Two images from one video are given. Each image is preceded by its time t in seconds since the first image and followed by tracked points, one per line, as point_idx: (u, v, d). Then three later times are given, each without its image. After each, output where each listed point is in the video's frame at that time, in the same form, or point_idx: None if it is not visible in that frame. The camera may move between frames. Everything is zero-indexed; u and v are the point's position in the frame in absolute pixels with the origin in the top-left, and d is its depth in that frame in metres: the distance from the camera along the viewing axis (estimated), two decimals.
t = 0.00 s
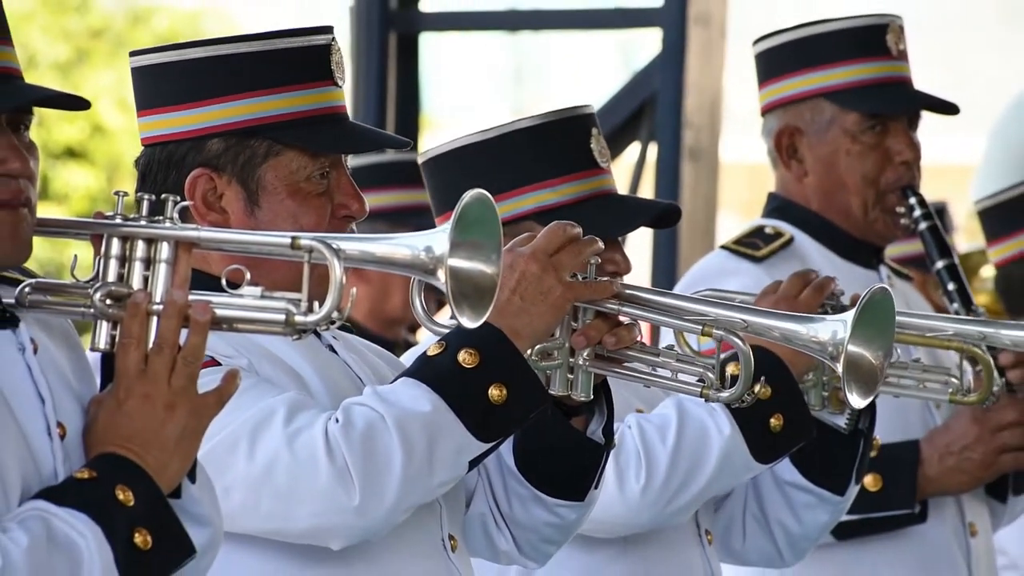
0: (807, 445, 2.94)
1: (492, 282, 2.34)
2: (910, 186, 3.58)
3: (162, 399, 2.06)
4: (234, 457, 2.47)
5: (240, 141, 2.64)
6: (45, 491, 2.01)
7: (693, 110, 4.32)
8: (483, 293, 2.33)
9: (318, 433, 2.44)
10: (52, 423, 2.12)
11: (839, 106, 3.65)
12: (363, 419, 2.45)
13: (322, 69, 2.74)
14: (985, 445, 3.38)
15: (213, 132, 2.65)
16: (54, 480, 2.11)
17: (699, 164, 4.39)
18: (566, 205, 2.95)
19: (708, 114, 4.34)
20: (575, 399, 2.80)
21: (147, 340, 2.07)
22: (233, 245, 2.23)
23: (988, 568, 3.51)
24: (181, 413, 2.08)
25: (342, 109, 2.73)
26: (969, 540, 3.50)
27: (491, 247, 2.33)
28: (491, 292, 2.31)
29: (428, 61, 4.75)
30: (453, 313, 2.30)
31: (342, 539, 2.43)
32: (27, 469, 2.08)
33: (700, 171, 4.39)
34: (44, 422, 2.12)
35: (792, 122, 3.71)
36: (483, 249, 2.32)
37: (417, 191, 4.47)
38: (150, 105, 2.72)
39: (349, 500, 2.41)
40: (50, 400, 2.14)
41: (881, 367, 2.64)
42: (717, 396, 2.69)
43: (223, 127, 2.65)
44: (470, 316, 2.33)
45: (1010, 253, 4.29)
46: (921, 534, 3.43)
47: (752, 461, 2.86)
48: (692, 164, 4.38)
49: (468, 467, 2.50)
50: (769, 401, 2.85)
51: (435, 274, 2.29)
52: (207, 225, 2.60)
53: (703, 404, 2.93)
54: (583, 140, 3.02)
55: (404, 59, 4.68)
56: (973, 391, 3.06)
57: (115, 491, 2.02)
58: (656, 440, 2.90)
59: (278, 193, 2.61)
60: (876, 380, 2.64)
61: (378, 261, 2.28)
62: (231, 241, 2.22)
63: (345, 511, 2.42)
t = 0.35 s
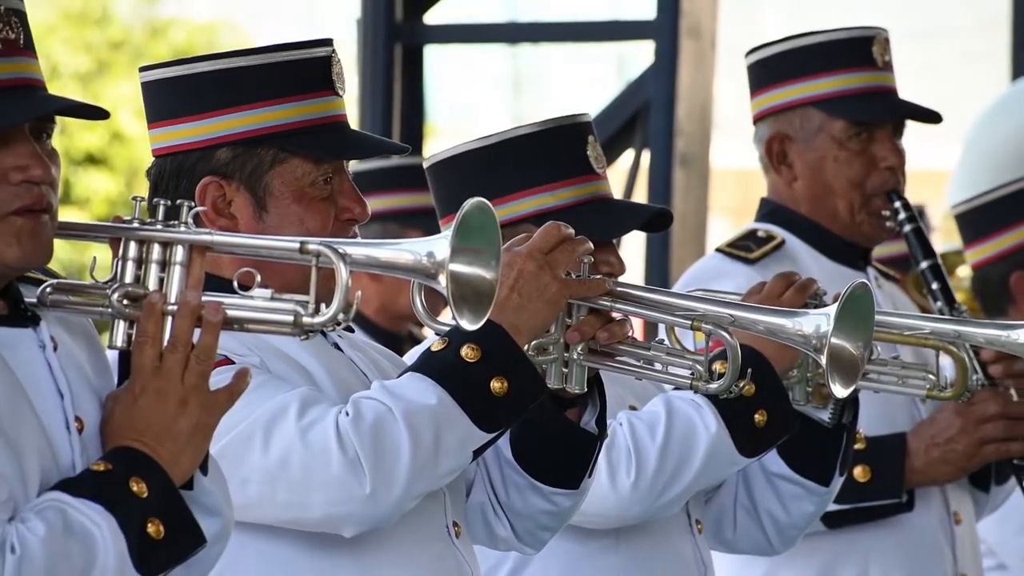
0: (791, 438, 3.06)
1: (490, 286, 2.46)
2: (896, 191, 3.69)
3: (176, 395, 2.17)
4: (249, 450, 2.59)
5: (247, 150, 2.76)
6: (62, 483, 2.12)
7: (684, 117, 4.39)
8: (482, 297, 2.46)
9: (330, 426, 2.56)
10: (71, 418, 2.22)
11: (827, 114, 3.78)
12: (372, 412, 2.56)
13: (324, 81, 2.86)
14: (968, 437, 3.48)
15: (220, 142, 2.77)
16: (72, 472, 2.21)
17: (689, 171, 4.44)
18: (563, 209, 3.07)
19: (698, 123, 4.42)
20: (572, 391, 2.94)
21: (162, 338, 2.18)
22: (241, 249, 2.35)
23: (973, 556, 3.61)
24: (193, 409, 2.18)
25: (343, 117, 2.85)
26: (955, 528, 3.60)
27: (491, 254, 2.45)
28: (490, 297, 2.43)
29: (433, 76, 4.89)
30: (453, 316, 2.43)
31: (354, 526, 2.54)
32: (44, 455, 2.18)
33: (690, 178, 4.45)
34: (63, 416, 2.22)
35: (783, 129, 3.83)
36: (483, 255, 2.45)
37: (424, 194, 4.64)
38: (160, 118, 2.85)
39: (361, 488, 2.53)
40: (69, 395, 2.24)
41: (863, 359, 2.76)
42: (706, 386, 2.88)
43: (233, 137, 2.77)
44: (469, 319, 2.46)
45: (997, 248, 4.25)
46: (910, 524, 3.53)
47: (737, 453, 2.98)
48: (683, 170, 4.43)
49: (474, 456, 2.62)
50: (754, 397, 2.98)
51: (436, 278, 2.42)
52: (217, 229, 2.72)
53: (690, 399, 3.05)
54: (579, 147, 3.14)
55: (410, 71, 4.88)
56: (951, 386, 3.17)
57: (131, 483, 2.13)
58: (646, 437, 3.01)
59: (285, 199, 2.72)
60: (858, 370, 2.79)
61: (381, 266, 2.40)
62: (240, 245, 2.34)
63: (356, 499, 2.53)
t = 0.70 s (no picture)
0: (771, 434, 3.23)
1: (488, 290, 2.63)
2: (874, 196, 3.85)
3: (192, 390, 2.31)
4: (274, 440, 2.76)
5: (273, 160, 2.94)
6: (84, 472, 2.26)
7: (674, 129, 4.74)
8: (481, 300, 2.63)
9: (349, 420, 2.73)
10: (94, 411, 2.37)
11: (810, 124, 3.96)
12: (388, 405, 2.73)
13: (346, 96, 3.04)
14: (940, 431, 3.64)
15: (250, 152, 2.95)
16: (92, 460, 2.35)
17: (677, 178, 4.78)
18: (555, 214, 3.24)
19: (686, 133, 4.76)
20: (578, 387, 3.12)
21: (180, 336, 2.33)
22: (257, 253, 2.52)
23: (944, 539, 3.76)
24: (208, 404, 2.33)
25: (362, 130, 3.03)
26: (926, 514, 3.75)
27: (490, 260, 2.62)
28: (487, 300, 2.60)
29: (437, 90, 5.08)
30: (453, 317, 2.60)
31: (371, 513, 2.71)
32: (67, 445, 2.31)
33: (680, 184, 4.79)
34: (87, 408, 2.37)
35: (769, 138, 4.00)
36: (482, 261, 2.62)
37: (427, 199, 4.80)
38: (194, 128, 3.03)
39: (378, 477, 2.69)
40: (92, 389, 2.39)
41: (850, 357, 2.94)
42: (703, 383, 3.06)
43: (258, 147, 2.95)
44: (468, 320, 2.62)
45: (964, 251, 4.55)
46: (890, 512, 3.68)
47: (719, 447, 3.16)
48: (672, 177, 4.77)
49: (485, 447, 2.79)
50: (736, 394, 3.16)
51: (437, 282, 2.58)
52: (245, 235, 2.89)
53: (675, 396, 3.22)
54: (573, 155, 3.30)
55: (415, 85, 5.06)
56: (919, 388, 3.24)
57: (147, 472, 2.26)
58: (634, 431, 3.19)
59: (309, 206, 2.90)
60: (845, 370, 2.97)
61: (385, 270, 2.57)
62: (258, 251, 2.52)
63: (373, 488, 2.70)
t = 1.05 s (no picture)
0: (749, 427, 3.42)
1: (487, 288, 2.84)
2: (852, 203, 4.08)
3: (209, 381, 2.48)
4: (285, 430, 2.95)
5: (294, 168, 3.15)
6: (111, 458, 2.39)
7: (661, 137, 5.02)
8: (479, 297, 2.84)
9: (356, 412, 2.89)
10: (117, 400, 2.51)
11: (794, 133, 4.16)
12: (393, 399, 2.89)
13: (363, 110, 3.24)
14: (920, 425, 3.83)
15: (271, 160, 3.16)
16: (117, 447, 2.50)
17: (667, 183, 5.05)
18: (547, 218, 3.45)
19: (673, 142, 5.04)
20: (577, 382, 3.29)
21: (198, 332, 2.50)
22: (272, 254, 2.74)
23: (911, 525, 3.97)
24: (224, 395, 2.49)
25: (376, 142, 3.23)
26: (897, 500, 3.95)
27: (489, 260, 2.83)
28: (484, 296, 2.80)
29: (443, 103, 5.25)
30: (451, 314, 2.81)
31: (375, 498, 2.89)
32: (93, 432, 2.45)
33: (668, 190, 5.05)
34: (111, 399, 2.51)
35: (755, 146, 4.21)
36: (481, 261, 2.82)
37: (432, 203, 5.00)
38: (222, 137, 3.24)
39: (380, 465, 2.86)
40: (115, 380, 2.53)
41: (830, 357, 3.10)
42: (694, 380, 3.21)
43: (278, 156, 3.16)
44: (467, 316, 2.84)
45: (937, 252, 4.74)
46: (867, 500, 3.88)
47: (705, 440, 3.34)
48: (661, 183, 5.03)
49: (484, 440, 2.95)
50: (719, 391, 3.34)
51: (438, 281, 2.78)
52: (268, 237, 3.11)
53: (663, 392, 3.40)
54: (565, 163, 3.52)
55: (420, 95, 5.25)
56: (888, 382, 3.45)
57: (168, 457, 2.40)
58: (624, 426, 3.37)
59: (326, 212, 3.10)
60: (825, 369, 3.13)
61: (389, 269, 2.76)
62: (272, 252, 2.72)
63: (376, 475, 2.87)
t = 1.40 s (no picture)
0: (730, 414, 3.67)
1: (485, 284, 3.08)
2: (829, 207, 4.35)
3: (229, 372, 2.68)
4: (292, 415, 3.20)
5: (303, 175, 3.40)
6: (137, 446, 2.59)
7: (650, 147, 5.37)
8: (479, 293, 3.07)
9: (357, 398, 3.14)
10: (143, 389, 2.71)
11: (775, 142, 4.40)
12: (391, 385, 3.13)
13: (367, 122, 3.50)
14: (894, 413, 4.08)
15: (282, 167, 3.41)
16: (143, 434, 2.69)
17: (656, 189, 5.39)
18: (544, 222, 3.70)
19: (660, 151, 5.38)
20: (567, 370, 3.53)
21: (217, 326, 2.70)
22: (287, 256, 2.97)
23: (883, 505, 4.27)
24: (242, 384, 2.69)
25: (380, 152, 3.48)
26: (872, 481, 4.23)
27: (488, 259, 3.07)
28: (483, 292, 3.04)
29: (448, 110, 5.55)
30: (454, 309, 3.05)
31: (376, 479, 3.13)
32: (121, 421, 2.65)
33: (655, 194, 5.36)
34: (137, 389, 2.71)
35: (739, 155, 4.45)
36: (481, 260, 3.06)
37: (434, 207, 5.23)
38: (237, 144, 3.49)
39: (380, 447, 3.10)
40: (141, 371, 2.72)
41: (800, 342, 3.36)
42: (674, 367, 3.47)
43: (288, 163, 3.41)
44: (468, 311, 3.08)
45: (904, 252, 5.03)
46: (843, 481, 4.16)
47: (688, 426, 3.60)
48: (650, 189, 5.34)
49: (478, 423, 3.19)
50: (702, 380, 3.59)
51: (441, 278, 3.00)
52: (277, 237, 3.35)
53: (650, 381, 3.65)
54: (561, 172, 3.77)
55: (424, 105, 5.55)
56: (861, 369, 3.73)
57: (190, 444, 2.60)
58: (612, 412, 3.63)
59: (332, 217, 3.35)
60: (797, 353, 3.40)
61: (396, 267, 2.98)
62: (285, 252, 2.94)
63: (376, 456, 3.11)
